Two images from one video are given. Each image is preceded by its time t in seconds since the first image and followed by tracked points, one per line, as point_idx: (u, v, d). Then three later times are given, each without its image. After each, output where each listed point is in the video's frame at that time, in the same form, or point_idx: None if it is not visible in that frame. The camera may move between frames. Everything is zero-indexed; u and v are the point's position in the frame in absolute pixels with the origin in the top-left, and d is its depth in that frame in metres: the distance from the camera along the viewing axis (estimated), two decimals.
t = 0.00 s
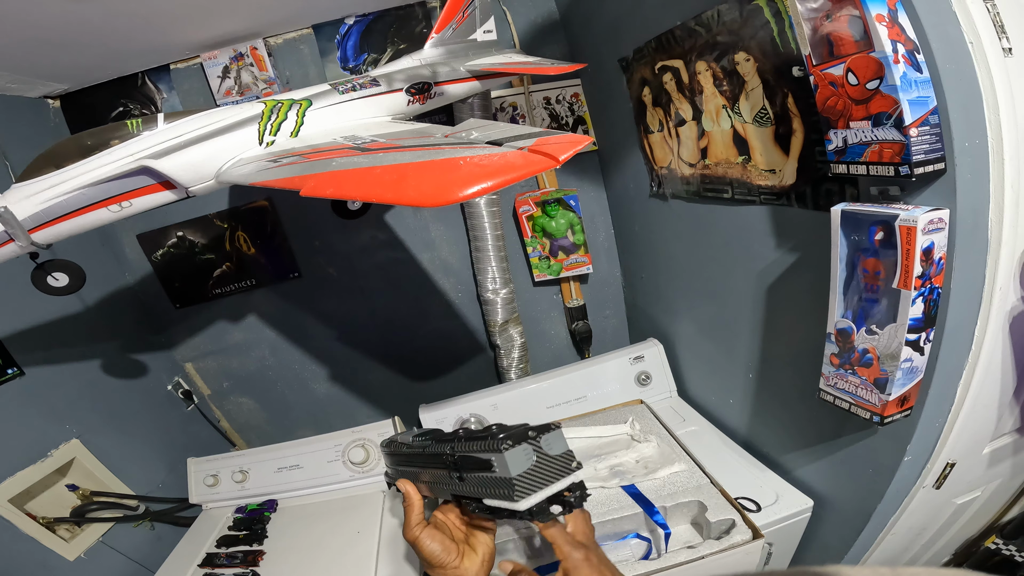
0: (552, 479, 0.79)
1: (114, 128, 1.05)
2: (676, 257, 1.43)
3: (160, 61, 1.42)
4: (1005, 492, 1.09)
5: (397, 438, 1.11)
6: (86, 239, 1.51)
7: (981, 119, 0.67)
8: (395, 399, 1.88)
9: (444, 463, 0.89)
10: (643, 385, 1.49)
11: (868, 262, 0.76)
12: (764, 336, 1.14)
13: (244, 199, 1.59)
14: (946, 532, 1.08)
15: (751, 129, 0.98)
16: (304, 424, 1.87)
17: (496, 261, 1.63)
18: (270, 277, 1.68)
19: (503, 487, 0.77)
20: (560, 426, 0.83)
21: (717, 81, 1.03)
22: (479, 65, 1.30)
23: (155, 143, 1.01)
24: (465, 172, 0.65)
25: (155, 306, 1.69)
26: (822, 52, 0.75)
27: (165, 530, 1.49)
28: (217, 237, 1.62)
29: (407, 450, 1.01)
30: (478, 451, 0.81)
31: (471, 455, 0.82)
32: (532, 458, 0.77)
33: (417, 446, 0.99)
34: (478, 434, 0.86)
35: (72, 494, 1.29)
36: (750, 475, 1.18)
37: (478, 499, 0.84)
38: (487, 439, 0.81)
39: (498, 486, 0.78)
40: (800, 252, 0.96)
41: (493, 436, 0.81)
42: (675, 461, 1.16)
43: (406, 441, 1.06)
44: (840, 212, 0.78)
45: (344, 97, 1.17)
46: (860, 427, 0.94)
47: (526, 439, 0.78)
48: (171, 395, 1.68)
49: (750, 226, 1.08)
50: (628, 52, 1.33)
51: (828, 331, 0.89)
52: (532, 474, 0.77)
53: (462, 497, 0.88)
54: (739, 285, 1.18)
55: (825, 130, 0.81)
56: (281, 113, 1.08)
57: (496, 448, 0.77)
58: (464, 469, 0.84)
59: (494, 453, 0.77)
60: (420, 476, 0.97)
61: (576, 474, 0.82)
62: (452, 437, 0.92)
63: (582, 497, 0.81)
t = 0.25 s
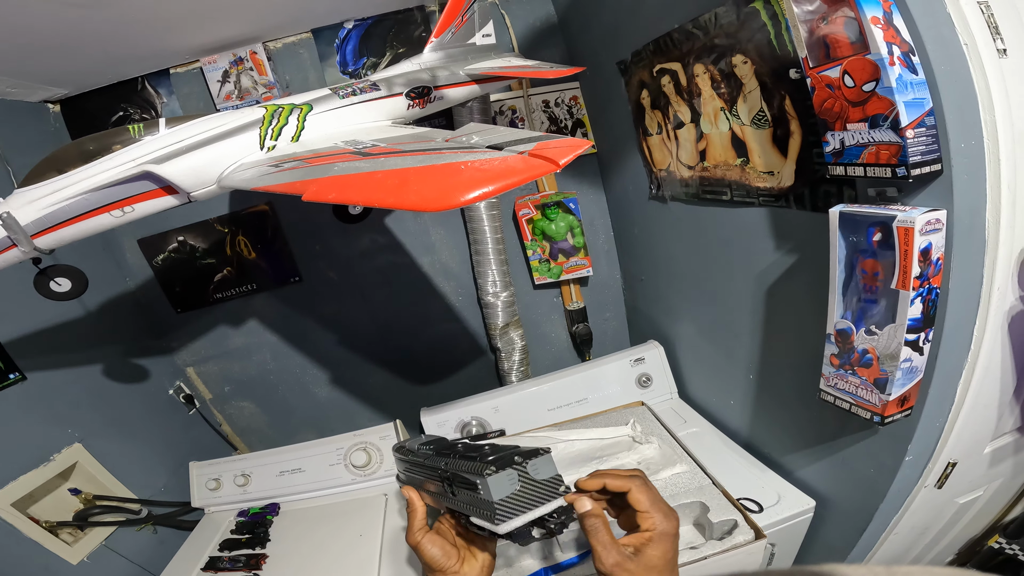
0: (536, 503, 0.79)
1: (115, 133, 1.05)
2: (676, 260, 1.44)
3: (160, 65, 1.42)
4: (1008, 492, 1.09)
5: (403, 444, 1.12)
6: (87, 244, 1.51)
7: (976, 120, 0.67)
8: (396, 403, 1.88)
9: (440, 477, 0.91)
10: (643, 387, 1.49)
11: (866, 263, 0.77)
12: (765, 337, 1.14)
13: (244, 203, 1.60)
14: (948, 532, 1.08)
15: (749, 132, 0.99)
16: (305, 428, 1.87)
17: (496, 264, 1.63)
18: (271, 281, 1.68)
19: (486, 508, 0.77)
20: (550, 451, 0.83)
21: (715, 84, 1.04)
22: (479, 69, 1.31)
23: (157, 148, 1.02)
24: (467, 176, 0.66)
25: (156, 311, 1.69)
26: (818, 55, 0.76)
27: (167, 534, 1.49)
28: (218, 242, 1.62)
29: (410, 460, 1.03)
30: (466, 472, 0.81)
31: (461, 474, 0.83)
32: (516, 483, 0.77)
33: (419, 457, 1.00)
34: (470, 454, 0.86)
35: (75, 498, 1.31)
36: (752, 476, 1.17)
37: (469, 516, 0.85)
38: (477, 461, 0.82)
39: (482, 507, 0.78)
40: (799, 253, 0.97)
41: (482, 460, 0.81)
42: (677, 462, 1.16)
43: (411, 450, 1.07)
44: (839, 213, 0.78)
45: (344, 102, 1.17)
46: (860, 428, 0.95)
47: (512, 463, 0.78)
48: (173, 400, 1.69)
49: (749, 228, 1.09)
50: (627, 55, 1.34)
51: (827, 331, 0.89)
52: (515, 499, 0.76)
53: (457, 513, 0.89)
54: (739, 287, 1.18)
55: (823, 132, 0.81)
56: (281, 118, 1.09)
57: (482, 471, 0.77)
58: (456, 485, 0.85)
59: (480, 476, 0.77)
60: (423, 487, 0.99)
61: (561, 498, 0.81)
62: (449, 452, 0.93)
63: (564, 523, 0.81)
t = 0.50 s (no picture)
0: (525, 511, 0.78)
1: (116, 139, 1.06)
2: (674, 262, 1.44)
3: (159, 70, 1.43)
4: (1007, 491, 1.09)
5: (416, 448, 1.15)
6: (88, 249, 1.52)
7: (967, 121, 0.68)
8: (396, 406, 1.88)
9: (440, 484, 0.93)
10: (642, 389, 1.50)
11: (860, 265, 0.78)
12: (762, 339, 1.15)
13: (244, 208, 1.60)
14: (948, 532, 1.08)
15: (744, 134, 1.00)
16: (306, 431, 1.87)
17: (495, 267, 1.64)
18: (272, 286, 1.69)
19: (477, 515, 0.78)
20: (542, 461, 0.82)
21: (711, 87, 1.05)
22: (476, 73, 1.32)
23: (158, 153, 1.03)
24: (464, 182, 0.66)
25: (157, 316, 1.70)
26: (811, 58, 0.77)
27: (169, 537, 1.50)
28: (218, 246, 1.63)
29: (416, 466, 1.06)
30: (461, 480, 0.83)
31: (458, 483, 0.85)
32: (505, 493, 0.77)
33: (423, 464, 1.03)
34: (468, 463, 0.88)
35: (77, 501, 1.31)
36: (751, 476, 1.18)
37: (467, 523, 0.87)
38: (472, 471, 0.83)
39: (474, 514, 0.79)
40: (795, 255, 0.98)
41: (476, 470, 0.82)
42: (675, 463, 1.17)
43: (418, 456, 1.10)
44: (832, 216, 0.79)
45: (343, 107, 1.18)
46: (857, 428, 0.95)
47: (502, 473, 0.79)
48: (174, 403, 1.69)
49: (746, 230, 1.10)
50: (623, 58, 1.35)
51: (823, 333, 0.90)
52: (504, 508, 0.77)
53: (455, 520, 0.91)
54: (737, 288, 1.18)
55: (816, 134, 0.82)
56: (280, 124, 1.10)
57: (473, 482, 0.79)
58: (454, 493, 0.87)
59: (471, 486, 0.79)
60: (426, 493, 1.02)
61: (552, 506, 0.80)
62: (450, 460, 0.95)
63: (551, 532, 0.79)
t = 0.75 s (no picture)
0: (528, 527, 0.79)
1: (116, 144, 1.07)
2: (673, 264, 1.45)
3: (158, 74, 1.43)
4: (1009, 490, 1.08)
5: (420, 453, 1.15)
6: (89, 254, 1.53)
7: (963, 123, 0.68)
8: (397, 409, 1.89)
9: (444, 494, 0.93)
10: (643, 390, 1.50)
11: (858, 266, 0.78)
12: (762, 340, 1.15)
13: (244, 213, 1.61)
14: (950, 533, 1.08)
15: (742, 136, 1.01)
16: (308, 435, 1.88)
17: (495, 270, 1.64)
18: (272, 290, 1.70)
19: (481, 529, 0.79)
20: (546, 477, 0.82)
21: (708, 89, 1.06)
22: (474, 77, 1.32)
23: (158, 159, 1.03)
24: (462, 187, 0.67)
25: (158, 321, 1.71)
26: (807, 60, 0.77)
27: (172, 540, 1.50)
28: (219, 251, 1.64)
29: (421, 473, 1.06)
30: (465, 495, 0.83)
31: (463, 496, 0.85)
32: (509, 510, 0.77)
33: (428, 472, 1.03)
34: (472, 476, 0.88)
35: (80, 505, 1.30)
36: (752, 477, 1.18)
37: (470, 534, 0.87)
38: (477, 485, 0.83)
39: (478, 528, 0.79)
40: (794, 257, 0.98)
41: (482, 484, 0.82)
42: (676, 465, 1.16)
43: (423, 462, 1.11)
44: (830, 217, 0.79)
45: (342, 111, 1.19)
46: (857, 430, 0.95)
47: (505, 490, 0.78)
48: (176, 408, 1.70)
49: (744, 232, 1.10)
50: (621, 61, 1.36)
51: (822, 334, 0.90)
52: (507, 525, 0.77)
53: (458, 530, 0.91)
54: (736, 289, 1.19)
55: (813, 136, 0.82)
56: (280, 128, 1.10)
57: (478, 497, 0.79)
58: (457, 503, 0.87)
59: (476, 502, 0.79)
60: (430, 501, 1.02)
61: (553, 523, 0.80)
62: (454, 471, 0.95)
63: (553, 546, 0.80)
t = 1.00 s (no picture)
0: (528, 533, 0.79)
1: (118, 147, 1.07)
2: (676, 263, 1.44)
3: (159, 76, 1.43)
4: (1017, 489, 1.08)
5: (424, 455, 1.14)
6: (92, 257, 1.53)
7: (968, 121, 0.68)
8: (401, 410, 1.88)
9: (445, 498, 0.93)
10: (647, 390, 1.49)
11: (863, 265, 0.78)
12: (766, 339, 1.15)
13: (246, 215, 1.61)
14: (957, 532, 1.07)
15: (744, 135, 1.01)
16: (311, 437, 1.88)
17: (498, 271, 1.64)
18: (275, 292, 1.70)
19: (480, 535, 0.79)
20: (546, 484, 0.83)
21: (710, 88, 1.06)
22: (474, 78, 1.32)
23: (160, 161, 1.03)
24: (465, 188, 0.67)
25: (161, 323, 1.71)
26: (809, 58, 0.77)
27: (177, 543, 1.50)
28: (221, 253, 1.64)
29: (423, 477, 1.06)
30: (464, 500, 0.84)
31: (463, 501, 0.85)
32: (508, 516, 0.78)
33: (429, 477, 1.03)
34: (472, 481, 0.89)
35: (85, 507, 1.31)
36: (757, 477, 1.17)
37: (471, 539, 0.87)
38: (478, 492, 0.84)
39: (477, 534, 0.80)
40: (798, 256, 0.98)
41: (481, 492, 0.83)
42: (681, 465, 1.16)
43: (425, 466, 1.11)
44: (835, 216, 0.79)
45: (343, 113, 1.19)
46: (863, 429, 0.94)
47: (505, 496, 0.79)
48: (179, 410, 1.70)
49: (748, 231, 1.10)
50: (622, 60, 1.36)
51: (828, 333, 0.90)
52: (507, 531, 0.78)
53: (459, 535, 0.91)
54: (740, 288, 1.18)
55: (816, 134, 0.82)
56: (281, 130, 1.10)
57: (477, 504, 0.80)
58: (458, 509, 0.87)
59: (475, 508, 0.80)
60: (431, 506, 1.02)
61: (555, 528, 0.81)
62: (456, 474, 0.96)
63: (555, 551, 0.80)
